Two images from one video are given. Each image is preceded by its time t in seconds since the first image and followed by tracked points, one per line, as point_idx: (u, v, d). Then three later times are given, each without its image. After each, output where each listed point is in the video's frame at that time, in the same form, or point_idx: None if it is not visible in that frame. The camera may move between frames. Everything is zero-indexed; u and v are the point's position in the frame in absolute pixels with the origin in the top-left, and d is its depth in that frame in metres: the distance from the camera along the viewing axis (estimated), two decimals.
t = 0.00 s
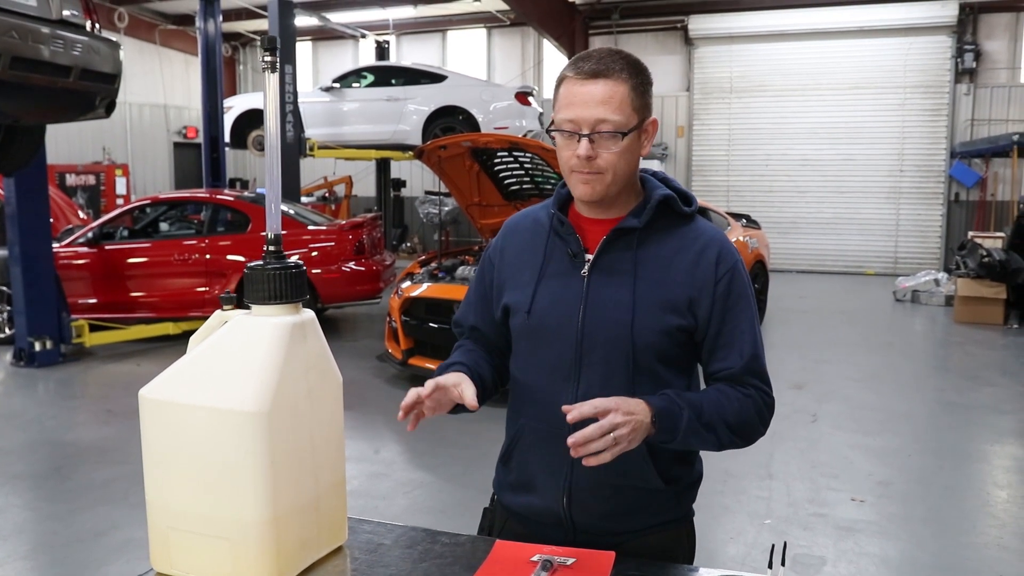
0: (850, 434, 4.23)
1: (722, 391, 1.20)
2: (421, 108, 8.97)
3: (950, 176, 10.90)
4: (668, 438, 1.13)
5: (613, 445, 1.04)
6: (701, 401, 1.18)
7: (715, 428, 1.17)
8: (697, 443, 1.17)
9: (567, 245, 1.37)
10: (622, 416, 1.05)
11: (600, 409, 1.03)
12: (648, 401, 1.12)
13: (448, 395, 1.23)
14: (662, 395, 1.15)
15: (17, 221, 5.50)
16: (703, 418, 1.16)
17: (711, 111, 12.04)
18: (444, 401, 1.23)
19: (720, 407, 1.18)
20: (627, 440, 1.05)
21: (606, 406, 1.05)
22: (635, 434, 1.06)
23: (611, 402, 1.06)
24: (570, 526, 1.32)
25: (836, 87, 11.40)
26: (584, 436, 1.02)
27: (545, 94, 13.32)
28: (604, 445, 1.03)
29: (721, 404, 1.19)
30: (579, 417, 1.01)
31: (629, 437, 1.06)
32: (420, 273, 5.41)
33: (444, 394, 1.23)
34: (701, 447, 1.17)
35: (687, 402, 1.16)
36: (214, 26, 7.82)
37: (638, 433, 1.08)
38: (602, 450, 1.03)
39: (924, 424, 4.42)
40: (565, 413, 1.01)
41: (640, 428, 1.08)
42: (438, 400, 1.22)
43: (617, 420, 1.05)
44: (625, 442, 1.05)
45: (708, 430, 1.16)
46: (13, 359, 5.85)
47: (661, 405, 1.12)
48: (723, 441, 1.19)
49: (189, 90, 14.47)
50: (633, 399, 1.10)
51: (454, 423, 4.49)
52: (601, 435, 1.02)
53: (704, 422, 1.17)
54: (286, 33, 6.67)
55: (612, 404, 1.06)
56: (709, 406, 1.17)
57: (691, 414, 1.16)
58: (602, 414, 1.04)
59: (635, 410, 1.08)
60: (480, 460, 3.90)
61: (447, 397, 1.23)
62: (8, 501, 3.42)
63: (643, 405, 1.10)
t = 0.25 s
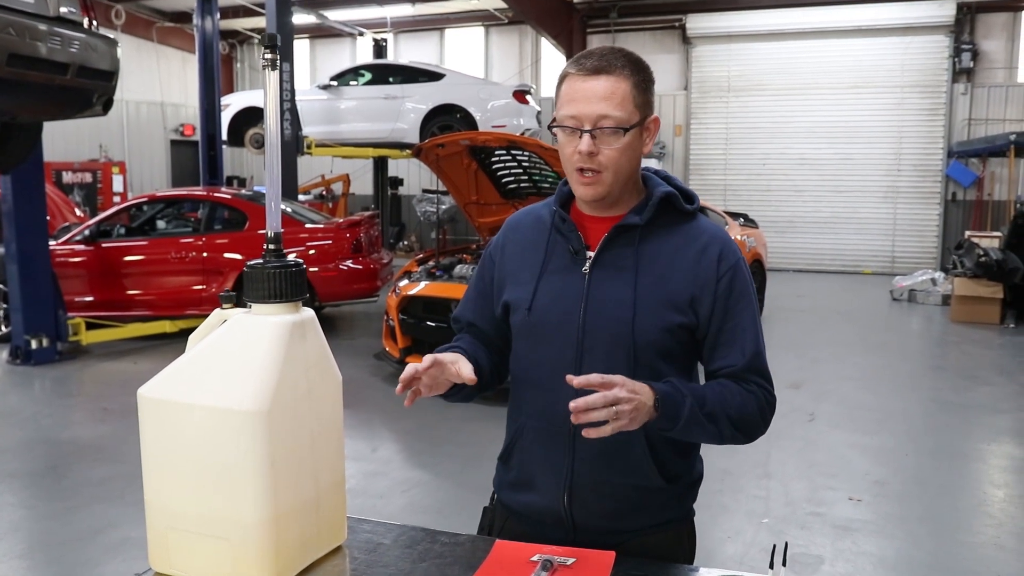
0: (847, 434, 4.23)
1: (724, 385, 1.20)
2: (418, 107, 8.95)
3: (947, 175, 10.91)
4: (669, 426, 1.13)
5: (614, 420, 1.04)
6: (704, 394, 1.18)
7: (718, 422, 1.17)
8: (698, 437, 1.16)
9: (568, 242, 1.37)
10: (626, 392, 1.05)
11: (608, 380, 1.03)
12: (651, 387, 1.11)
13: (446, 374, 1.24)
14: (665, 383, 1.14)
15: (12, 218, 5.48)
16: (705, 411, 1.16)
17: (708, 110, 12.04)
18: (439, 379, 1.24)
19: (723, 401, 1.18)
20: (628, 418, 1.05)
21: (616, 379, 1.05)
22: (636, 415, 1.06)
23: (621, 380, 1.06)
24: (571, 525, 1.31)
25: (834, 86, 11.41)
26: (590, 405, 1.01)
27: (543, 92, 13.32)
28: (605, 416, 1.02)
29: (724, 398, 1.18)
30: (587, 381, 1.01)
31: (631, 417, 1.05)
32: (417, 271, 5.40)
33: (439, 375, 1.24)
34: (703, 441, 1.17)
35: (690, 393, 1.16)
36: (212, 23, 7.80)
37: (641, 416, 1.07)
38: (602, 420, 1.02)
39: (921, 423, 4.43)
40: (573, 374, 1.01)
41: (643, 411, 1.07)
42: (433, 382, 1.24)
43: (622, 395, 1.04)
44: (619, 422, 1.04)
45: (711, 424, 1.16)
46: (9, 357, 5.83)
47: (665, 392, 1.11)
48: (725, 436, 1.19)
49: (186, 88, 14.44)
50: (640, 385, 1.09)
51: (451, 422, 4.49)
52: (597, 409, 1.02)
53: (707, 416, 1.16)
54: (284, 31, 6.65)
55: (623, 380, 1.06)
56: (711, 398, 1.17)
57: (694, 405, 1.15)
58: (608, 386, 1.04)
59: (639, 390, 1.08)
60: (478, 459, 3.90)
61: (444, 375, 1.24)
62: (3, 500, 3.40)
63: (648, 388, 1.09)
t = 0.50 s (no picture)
0: (842, 436, 4.24)
1: (724, 385, 1.20)
2: (414, 108, 8.95)
3: (941, 178, 10.95)
4: (667, 421, 1.13)
5: (605, 397, 1.02)
6: (704, 392, 1.18)
7: (718, 422, 1.17)
8: (697, 434, 1.16)
9: (568, 244, 1.37)
10: (625, 374, 1.03)
11: (610, 358, 1.03)
12: (652, 378, 1.10)
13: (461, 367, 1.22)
14: (667, 379, 1.14)
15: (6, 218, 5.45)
16: (704, 410, 1.16)
17: (703, 113, 12.06)
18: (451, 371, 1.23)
19: (723, 399, 1.18)
20: (619, 398, 1.02)
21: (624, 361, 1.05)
22: (628, 399, 1.04)
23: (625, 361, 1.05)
24: (570, 529, 1.31)
25: (828, 88, 11.44)
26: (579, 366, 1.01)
27: (538, 94, 13.33)
28: (594, 388, 1.01)
29: (724, 398, 1.18)
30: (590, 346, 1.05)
31: (624, 397, 1.03)
32: (413, 273, 5.39)
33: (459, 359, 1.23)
34: (703, 440, 1.17)
35: (690, 391, 1.15)
36: (207, 23, 7.78)
37: (634, 402, 1.06)
38: (590, 390, 1.01)
39: (915, 425, 4.44)
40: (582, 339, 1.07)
41: (641, 398, 1.06)
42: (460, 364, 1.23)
43: (620, 373, 1.03)
44: (599, 393, 1.01)
45: (710, 422, 1.16)
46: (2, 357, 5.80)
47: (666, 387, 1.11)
48: (724, 435, 1.18)
49: (181, 88, 14.42)
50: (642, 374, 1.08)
51: (446, 424, 4.48)
52: (574, 364, 1.01)
53: (706, 415, 1.16)
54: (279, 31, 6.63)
55: (625, 362, 1.05)
56: (710, 397, 1.17)
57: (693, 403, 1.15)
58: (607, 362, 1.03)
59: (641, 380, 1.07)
60: (473, 461, 3.89)
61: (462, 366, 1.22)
62: None
63: (649, 378, 1.08)
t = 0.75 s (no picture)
0: (838, 437, 4.24)
1: (719, 394, 1.20)
2: (410, 108, 8.94)
3: (936, 179, 10.97)
4: (657, 442, 1.14)
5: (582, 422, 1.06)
6: (698, 403, 1.18)
7: (712, 435, 1.17)
8: (691, 448, 1.17)
9: (568, 246, 1.36)
10: (594, 411, 1.05)
11: (578, 396, 1.06)
12: (642, 403, 1.12)
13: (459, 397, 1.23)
14: (657, 400, 1.15)
15: None
16: (698, 423, 1.17)
17: (699, 113, 12.08)
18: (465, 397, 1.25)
19: (716, 411, 1.18)
20: (590, 430, 1.06)
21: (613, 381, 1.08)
22: (606, 423, 1.07)
23: (611, 388, 1.07)
24: (569, 531, 1.31)
25: (823, 89, 11.47)
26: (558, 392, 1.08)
27: (534, 94, 13.33)
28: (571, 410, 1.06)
29: (719, 407, 1.19)
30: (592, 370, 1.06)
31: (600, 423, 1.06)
32: (409, 273, 5.38)
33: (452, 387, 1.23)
34: (697, 453, 1.17)
35: (682, 409, 1.16)
36: (203, 23, 7.76)
37: (615, 427, 1.08)
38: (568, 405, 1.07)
39: (910, 426, 4.45)
40: (592, 361, 1.07)
41: (627, 420, 1.09)
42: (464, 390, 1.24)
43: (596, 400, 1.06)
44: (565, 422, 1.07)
45: (703, 435, 1.17)
46: None
47: (654, 410, 1.12)
48: (721, 444, 1.18)
49: (176, 88, 14.38)
50: (630, 395, 1.09)
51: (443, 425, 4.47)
52: (548, 393, 1.08)
53: (700, 429, 1.17)
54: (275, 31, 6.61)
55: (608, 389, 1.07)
56: (702, 411, 1.18)
57: (685, 420, 1.16)
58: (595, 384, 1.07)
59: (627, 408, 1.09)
60: (470, 462, 3.89)
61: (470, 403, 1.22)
62: None
63: (637, 400, 1.10)
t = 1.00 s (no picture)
0: (834, 440, 4.24)
1: (726, 402, 1.20)
2: (406, 111, 8.94)
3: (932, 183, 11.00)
4: (661, 461, 1.14)
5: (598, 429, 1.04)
6: (700, 418, 1.18)
7: (717, 448, 1.17)
8: (693, 467, 1.17)
9: (569, 250, 1.36)
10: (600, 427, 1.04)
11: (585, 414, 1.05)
12: (641, 424, 1.11)
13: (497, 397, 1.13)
14: (658, 420, 1.15)
15: None
16: (700, 437, 1.17)
17: (695, 117, 12.10)
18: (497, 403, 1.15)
19: (719, 425, 1.18)
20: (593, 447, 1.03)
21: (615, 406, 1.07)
22: (610, 443, 1.05)
23: (613, 412, 1.06)
24: (571, 537, 1.30)
25: (819, 93, 11.50)
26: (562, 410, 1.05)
27: (530, 97, 13.34)
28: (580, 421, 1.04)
29: (723, 421, 1.18)
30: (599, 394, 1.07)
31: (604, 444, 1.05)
32: (405, 276, 5.37)
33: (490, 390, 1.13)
34: (702, 468, 1.17)
35: (683, 426, 1.16)
36: (199, 25, 7.75)
37: (615, 449, 1.06)
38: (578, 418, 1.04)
39: (907, 430, 4.46)
40: (594, 386, 1.07)
41: (627, 443, 1.07)
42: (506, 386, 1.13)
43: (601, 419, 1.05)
44: (567, 444, 1.04)
45: (706, 449, 1.17)
46: None
47: (655, 432, 1.12)
48: (725, 455, 1.18)
49: (172, 90, 14.37)
50: (631, 417, 1.08)
51: (440, 428, 4.47)
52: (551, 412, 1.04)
53: (703, 444, 1.17)
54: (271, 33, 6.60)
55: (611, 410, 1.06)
56: (705, 426, 1.18)
57: (687, 438, 1.16)
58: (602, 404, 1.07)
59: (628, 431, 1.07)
60: (466, 465, 3.88)
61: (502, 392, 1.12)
62: None
63: (637, 422, 1.09)
